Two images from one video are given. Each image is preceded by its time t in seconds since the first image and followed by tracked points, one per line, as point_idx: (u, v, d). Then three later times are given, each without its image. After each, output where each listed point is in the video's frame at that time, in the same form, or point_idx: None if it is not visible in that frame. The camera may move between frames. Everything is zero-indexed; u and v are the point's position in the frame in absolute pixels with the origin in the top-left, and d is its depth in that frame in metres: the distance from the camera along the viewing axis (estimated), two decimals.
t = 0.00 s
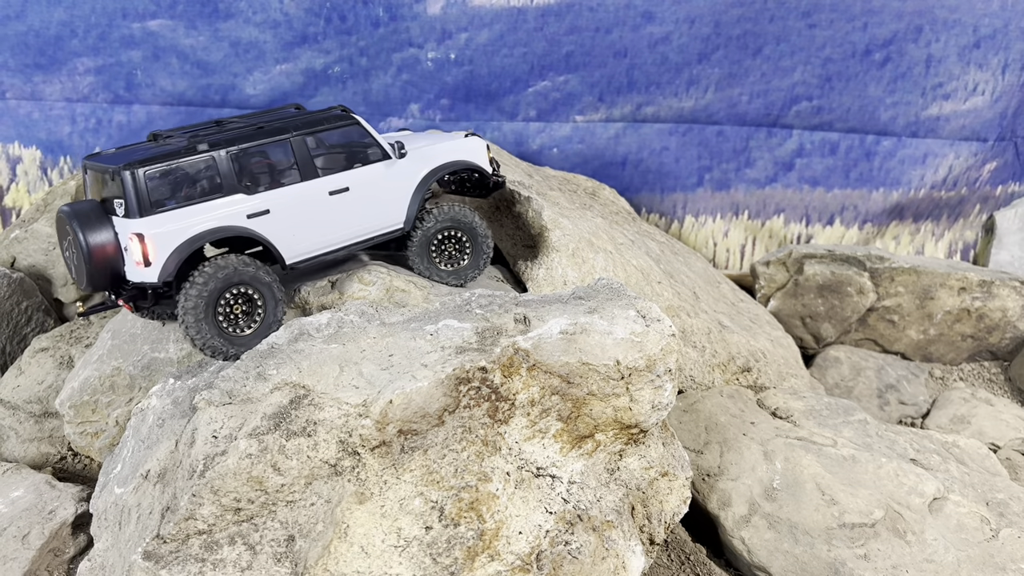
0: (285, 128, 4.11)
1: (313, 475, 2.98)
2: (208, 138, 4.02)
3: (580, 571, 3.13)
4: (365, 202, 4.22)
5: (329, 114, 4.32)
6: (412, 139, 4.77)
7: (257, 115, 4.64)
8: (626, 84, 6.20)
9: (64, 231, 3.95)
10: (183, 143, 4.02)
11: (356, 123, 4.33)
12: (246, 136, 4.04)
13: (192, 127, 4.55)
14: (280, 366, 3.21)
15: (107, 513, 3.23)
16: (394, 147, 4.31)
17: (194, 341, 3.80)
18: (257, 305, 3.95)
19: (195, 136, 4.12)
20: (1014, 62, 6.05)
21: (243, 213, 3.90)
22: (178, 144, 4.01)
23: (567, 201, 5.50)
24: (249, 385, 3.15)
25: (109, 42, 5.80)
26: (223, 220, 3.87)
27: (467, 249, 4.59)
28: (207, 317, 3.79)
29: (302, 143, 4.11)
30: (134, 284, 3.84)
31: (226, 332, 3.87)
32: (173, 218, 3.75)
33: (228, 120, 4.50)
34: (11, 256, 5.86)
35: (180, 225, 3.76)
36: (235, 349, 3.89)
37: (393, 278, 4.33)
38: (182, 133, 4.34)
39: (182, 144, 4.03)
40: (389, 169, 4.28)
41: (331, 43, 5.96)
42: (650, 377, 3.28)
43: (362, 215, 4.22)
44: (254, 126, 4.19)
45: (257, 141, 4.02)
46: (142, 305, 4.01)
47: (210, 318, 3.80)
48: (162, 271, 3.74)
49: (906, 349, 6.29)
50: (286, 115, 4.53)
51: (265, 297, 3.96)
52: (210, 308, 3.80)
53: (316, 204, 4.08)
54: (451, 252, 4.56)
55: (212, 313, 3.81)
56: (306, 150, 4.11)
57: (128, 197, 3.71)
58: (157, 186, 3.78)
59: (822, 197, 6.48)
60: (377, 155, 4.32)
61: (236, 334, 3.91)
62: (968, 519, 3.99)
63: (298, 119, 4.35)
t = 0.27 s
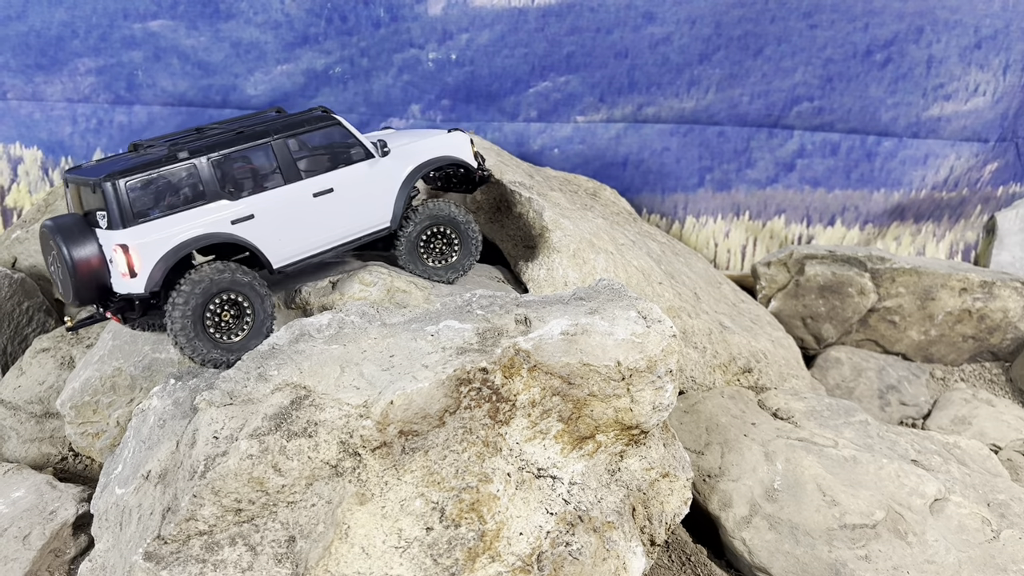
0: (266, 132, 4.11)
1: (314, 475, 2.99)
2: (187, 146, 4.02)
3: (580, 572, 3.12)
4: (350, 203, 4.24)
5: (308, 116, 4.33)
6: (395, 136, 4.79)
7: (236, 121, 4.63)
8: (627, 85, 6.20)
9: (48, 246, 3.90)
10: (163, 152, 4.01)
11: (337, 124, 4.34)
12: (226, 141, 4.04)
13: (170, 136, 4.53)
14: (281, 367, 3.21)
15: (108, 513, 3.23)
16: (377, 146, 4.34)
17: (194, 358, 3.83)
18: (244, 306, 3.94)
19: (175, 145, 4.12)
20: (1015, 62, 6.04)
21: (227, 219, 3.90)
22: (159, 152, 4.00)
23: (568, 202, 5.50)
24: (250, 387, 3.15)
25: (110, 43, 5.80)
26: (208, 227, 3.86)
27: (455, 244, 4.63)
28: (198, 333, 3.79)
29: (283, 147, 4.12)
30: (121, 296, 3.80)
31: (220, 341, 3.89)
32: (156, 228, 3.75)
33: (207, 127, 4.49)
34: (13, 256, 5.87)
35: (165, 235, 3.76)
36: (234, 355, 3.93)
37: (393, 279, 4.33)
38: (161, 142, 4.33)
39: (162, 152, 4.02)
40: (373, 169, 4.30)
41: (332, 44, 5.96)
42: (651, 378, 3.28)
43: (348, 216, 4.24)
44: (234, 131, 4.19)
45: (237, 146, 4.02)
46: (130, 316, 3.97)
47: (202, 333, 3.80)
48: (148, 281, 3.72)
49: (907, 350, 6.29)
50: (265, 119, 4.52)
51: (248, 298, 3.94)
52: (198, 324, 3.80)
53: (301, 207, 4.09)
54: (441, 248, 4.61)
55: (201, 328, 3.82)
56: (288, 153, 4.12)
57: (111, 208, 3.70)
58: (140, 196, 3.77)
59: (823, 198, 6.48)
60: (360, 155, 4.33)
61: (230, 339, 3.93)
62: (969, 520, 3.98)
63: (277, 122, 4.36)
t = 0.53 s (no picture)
0: (246, 136, 4.11)
1: (315, 475, 2.98)
2: (167, 153, 4.01)
3: (581, 573, 3.12)
4: (336, 203, 4.25)
5: (288, 119, 4.33)
6: (379, 136, 4.82)
7: (217, 124, 4.62)
8: (628, 85, 6.19)
9: (30, 263, 3.84)
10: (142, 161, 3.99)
11: (317, 125, 4.36)
12: (208, 148, 4.04)
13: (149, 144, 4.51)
14: (282, 367, 3.21)
15: (108, 513, 3.22)
16: (360, 145, 4.37)
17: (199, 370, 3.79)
18: (232, 308, 3.86)
19: (156, 152, 4.11)
20: (1016, 62, 6.04)
21: (211, 225, 3.90)
22: (139, 161, 3.98)
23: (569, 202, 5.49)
24: (251, 387, 3.15)
25: (111, 42, 5.80)
26: (192, 234, 3.85)
27: (444, 237, 4.63)
28: (194, 347, 3.73)
29: (265, 150, 4.13)
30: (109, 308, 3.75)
31: (218, 347, 3.84)
32: (139, 237, 3.73)
33: (186, 134, 4.47)
34: (13, 256, 5.87)
35: (149, 244, 3.74)
36: (237, 356, 3.88)
37: (394, 278, 4.32)
38: (140, 150, 4.31)
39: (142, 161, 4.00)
40: (356, 168, 4.31)
41: (333, 43, 5.96)
42: (653, 378, 3.27)
43: (334, 216, 4.25)
44: (215, 137, 4.19)
45: (218, 152, 4.02)
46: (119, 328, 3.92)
47: (197, 346, 3.74)
48: (134, 291, 3.70)
49: (908, 350, 6.28)
50: (244, 123, 4.52)
51: (232, 299, 3.84)
52: (190, 338, 3.73)
53: (287, 209, 4.10)
54: (432, 243, 4.61)
55: (195, 342, 3.75)
56: (271, 157, 4.13)
57: (94, 220, 3.68)
58: (123, 206, 3.76)
59: (824, 198, 6.47)
60: (343, 155, 4.36)
61: (229, 342, 3.88)
62: (971, 520, 3.97)
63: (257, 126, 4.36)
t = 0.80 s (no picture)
0: (230, 141, 4.11)
1: (314, 476, 2.97)
2: (151, 160, 4.00)
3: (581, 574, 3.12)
4: (323, 204, 4.25)
5: (272, 122, 4.33)
6: (364, 134, 4.81)
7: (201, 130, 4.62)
8: (628, 84, 6.17)
9: (18, 274, 3.83)
10: (127, 169, 3.99)
11: (301, 127, 4.36)
12: (191, 153, 4.04)
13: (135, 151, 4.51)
14: (281, 367, 3.19)
15: (106, 514, 3.21)
16: (345, 144, 4.39)
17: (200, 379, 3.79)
18: (218, 312, 3.82)
19: (139, 160, 4.10)
20: (1018, 62, 6.02)
21: (198, 230, 3.89)
22: (123, 169, 3.98)
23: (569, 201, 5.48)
24: (250, 387, 3.13)
25: (110, 42, 5.78)
26: (178, 240, 3.85)
27: (434, 231, 4.63)
28: (190, 359, 3.72)
29: (249, 155, 4.13)
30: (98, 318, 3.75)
31: (215, 352, 3.83)
32: (125, 245, 3.72)
33: (172, 140, 4.47)
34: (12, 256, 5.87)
35: (136, 252, 3.73)
36: (235, 356, 3.88)
37: (393, 278, 4.31)
38: (125, 158, 4.31)
39: (126, 169, 4.00)
40: (342, 168, 4.31)
41: (333, 42, 5.94)
42: (653, 378, 3.25)
43: (322, 217, 4.25)
44: (199, 142, 4.19)
45: (203, 158, 4.02)
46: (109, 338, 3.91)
47: (194, 357, 3.73)
48: (122, 299, 3.69)
49: (910, 350, 6.26)
50: (229, 127, 4.51)
51: (216, 303, 3.80)
52: (185, 351, 3.72)
53: (274, 212, 4.09)
54: (423, 237, 4.62)
55: (190, 353, 3.74)
56: (255, 161, 4.13)
57: (79, 230, 3.68)
58: (108, 215, 3.76)
59: (825, 197, 6.45)
60: (329, 155, 4.36)
61: (223, 346, 3.86)
62: (973, 521, 3.96)
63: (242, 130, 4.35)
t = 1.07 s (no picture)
0: (220, 141, 4.10)
1: (312, 476, 2.95)
2: (140, 162, 3.98)
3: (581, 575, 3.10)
4: (315, 203, 4.25)
5: (262, 122, 4.32)
6: (355, 133, 4.80)
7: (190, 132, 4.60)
8: (629, 83, 6.16)
9: (9, 278, 3.79)
10: (116, 172, 3.97)
11: (291, 126, 4.35)
12: (181, 154, 4.02)
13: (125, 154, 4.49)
14: (279, 367, 3.17)
15: (104, 514, 3.19)
16: (337, 142, 4.38)
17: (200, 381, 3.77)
18: (210, 312, 3.79)
19: (128, 162, 4.08)
20: (1020, 61, 6.00)
21: (189, 232, 3.89)
22: (113, 172, 3.95)
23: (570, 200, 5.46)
24: (248, 386, 3.12)
25: (109, 40, 5.77)
26: (170, 242, 3.84)
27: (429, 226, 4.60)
28: (188, 362, 3.70)
29: (240, 155, 4.12)
30: (91, 321, 3.72)
31: (211, 353, 3.81)
32: (116, 248, 3.71)
33: (161, 142, 4.44)
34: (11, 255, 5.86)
35: (127, 255, 3.73)
36: (232, 355, 3.86)
37: (393, 277, 4.30)
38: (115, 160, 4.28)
39: (116, 171, 3.98)
40: (334, 167, 4.31)
41: (333, 41, 5.92)
42: (654, 378, 3.23)
43: (314, 216, 4.25)
44: (188, 143, 4.17)
45: (192, 158, 4.00)
46: (103, 340, 3.89)
47: (191, 360, 3.71)
48: (115, 302, 3.68)
49: (911, 350, 6.25)
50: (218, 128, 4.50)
51: (206, 304, 3.76)
52: (181, 355, 3.70)
53: (266, 213, 4.09)
54: (418, 234, 4.60)
55: (187, 357, 3.72)
56: (246, 161, 4.13)
57: (69, 234, 3.65)
58: (98, 219, 3.74)
59: (826, 197, 6.43)
60: (321, 154, 4.35)
61: (219, 347, 3.84)
62: (974, 521, 3.95)
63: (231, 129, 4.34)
